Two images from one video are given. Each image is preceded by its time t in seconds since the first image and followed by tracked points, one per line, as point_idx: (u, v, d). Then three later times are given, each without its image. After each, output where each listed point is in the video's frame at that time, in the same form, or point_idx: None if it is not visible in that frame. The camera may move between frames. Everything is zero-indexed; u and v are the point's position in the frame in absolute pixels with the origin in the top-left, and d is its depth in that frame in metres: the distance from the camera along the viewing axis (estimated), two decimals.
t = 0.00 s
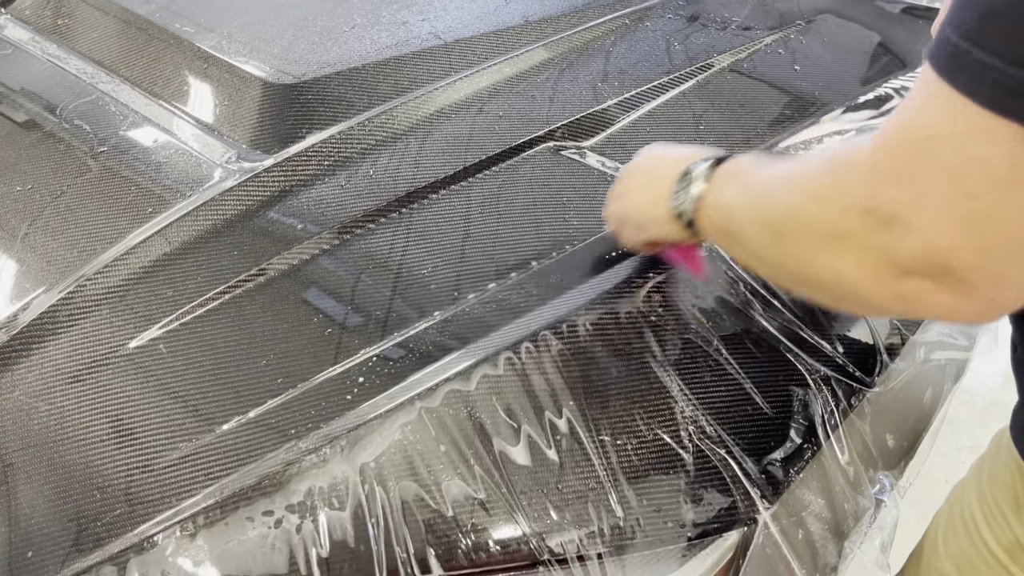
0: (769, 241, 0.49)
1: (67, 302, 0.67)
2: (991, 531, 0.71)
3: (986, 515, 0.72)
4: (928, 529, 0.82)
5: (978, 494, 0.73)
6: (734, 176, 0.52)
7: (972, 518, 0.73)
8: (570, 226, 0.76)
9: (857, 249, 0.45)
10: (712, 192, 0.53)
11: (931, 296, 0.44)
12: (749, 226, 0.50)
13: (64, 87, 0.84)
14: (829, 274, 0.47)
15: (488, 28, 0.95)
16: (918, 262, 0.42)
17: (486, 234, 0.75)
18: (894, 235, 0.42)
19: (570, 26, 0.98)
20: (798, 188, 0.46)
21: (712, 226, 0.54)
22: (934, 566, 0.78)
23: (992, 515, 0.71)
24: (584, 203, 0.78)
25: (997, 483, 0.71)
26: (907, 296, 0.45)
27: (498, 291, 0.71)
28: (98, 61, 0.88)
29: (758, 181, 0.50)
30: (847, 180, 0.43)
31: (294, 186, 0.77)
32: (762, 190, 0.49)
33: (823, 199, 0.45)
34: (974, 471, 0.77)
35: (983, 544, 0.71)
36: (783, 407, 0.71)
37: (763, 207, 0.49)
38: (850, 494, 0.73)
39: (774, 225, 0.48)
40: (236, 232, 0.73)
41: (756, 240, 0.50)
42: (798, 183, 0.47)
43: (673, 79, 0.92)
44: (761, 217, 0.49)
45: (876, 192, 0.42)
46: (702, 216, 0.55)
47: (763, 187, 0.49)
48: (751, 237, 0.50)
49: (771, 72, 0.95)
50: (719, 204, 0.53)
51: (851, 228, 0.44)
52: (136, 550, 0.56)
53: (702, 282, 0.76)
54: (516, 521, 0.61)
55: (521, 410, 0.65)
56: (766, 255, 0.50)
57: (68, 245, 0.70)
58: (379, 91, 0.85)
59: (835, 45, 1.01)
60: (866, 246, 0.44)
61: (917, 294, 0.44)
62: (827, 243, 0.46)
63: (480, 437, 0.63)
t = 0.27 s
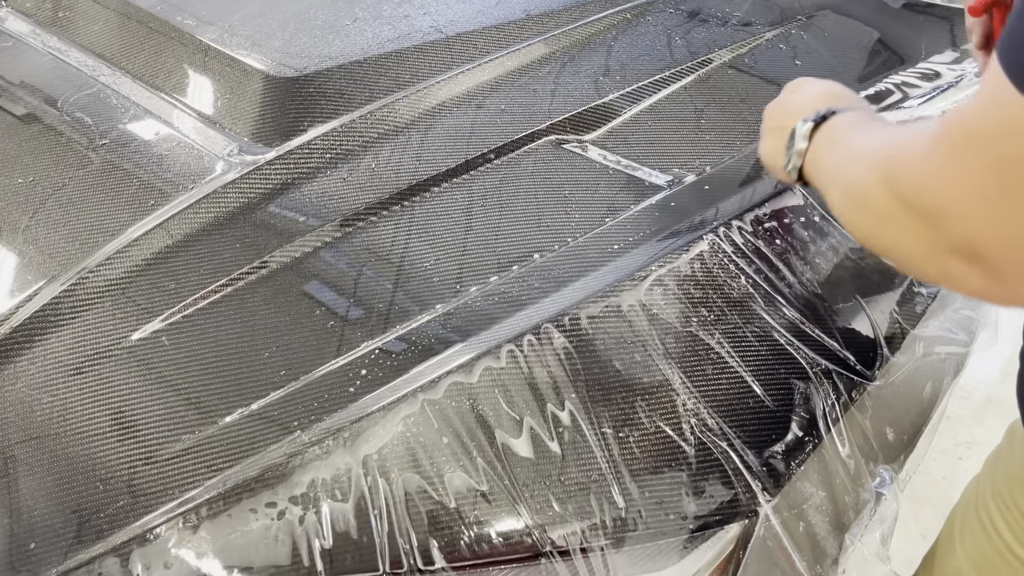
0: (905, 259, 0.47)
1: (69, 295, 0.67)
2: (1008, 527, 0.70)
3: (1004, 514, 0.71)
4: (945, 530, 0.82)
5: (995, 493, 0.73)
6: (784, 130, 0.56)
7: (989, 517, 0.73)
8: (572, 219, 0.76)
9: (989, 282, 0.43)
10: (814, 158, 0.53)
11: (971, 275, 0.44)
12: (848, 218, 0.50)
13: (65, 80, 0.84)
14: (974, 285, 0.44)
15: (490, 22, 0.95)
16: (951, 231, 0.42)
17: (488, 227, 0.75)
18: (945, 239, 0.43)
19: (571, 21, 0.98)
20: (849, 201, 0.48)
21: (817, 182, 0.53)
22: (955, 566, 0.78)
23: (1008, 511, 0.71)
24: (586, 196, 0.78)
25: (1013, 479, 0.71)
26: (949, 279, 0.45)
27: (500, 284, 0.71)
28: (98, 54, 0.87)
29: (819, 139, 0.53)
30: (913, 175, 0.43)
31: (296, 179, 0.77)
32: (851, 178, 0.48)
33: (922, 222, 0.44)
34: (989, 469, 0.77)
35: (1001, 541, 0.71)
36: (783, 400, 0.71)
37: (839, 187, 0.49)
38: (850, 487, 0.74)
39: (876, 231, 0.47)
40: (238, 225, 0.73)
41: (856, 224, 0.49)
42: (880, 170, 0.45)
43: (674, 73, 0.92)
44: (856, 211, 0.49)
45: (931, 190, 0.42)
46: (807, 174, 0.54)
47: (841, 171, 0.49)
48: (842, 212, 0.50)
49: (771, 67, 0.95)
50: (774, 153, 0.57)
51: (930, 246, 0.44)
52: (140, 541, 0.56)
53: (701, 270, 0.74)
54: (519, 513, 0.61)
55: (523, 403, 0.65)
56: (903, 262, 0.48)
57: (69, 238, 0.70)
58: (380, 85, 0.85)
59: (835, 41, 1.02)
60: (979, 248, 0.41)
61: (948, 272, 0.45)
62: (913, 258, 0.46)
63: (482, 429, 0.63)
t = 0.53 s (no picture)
0: (855, 417, 0.44)
1: (69, 289, 0.67)
2: (1000, 515, 0.71)
3: (996, 501, 0.72)
4: (939, 522, 0.82)
5: (989, 481, 0.74)
6: (676, 375, 0.52)
7: (982, 506, 0.74)
8: (571, 215, 0.77)
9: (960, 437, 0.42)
10: (662, 385, 0.53)
11: (932, 434, 0.43)
12: (762, 395, 0.48)
13: (65, 74, 0.84)
14: (924, 441, 0.43)
15: (489, 18, 0.95)
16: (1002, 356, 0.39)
17: (488, 222, 0.75)
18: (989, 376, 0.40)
19: (570, 16, 0.98)
20: (788, 357, 0.46)
21: (691, 414, 0.53)
22: (948, 556, 0.78)
23: (1000, 499, 0.71)
24: (586, 192, 0.79)
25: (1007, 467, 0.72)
26: (884, 436, 0.44)
27: (500, 279, 0.71)
28: (98, 48, 0.87)
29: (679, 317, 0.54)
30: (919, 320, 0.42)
31: (295, 174, 0.77)
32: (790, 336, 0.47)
33: (922, 363, 0.42)
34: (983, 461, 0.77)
35: (992, 528, 0.72)
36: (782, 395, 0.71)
37: (750, 374, 0.48)
38: (848, 481, 0.74)
39: (835, 392, 0.45)
40: (238, 219, 0.73)
41: (802, 406, 0.46)
42: (841, 331, 0.45)
43: (673, 69, 0.92)
44: (785, 401, 0.47)
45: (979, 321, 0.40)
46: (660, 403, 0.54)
47: (759, 357, 0.48)
48: (791, 410, 0.47)
49: (770, 64, 0.95)
50: (669, 381, 0.53)
51: (941, 389, 0.41)
52: (141, 534, 0.56)
53: (700, 266, 0.73)
54: (519, 506, 0.61)
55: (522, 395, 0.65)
56: (823, 440, 0.47)
57: (69, 232, 0.70)
58: (380, 80, 0.85)
59: (833, 38, 1.02)
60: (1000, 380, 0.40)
61: (915, 429, 0.43)
62: (881, 417, 0.44)
63: (482, 423, 0.64)
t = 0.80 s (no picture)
0: (672, 374, 0.42)
1: (62, 284, 0.67)
2: (984, 514, 0.73)
3: (980, 501, 0.73)
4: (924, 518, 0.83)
5: (974, 481, 0.75)
6: (512, 368, 0.51)
7: (968, 505, 0.75)
8: (564, 211, 0.77)
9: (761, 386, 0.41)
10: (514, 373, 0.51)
11: (838, 362, 0.39)
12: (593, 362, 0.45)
13: (58, 70, 0.84)
14: (711, 389, 0.42)
15: (483, 14, 0.95)
16: (795, 283, 0.38)
17: (482, 218, 0.75)
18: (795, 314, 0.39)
19: (564, 13, 0.98)
20: (607, 319, 0.45)
21: (562, 385, 0.48)
22: (933, 552, 0.79)
23: (985, 499, 0.73)
24: (579, 188, 0.79)
25: (991, 467, 0.73)
26: (795, 376, 0.40)
27: (493, 275, 0.72)
28: (91, 44, 0.87)
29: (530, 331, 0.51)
30: (720, 265, 0.41)
31: (289, 170, 0.77)
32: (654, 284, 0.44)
33: (725, 305, 0.40)
34: (967, 460, 0.78)
35: (976, 527, 0.73)
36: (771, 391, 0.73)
37: (575, 361, 0.46)
38: (839, 475, 0.75)
39: (642, 346, 0.43)
40: (231, 215, 0.74)
41: (613, 362, 0.44)
42: (647, 287, 0.44)
43: (666, 65, 0.93)
44: (604, 366, 0.45)
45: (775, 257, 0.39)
46: (485, 401, 0.54)
47: (641, 306, 0.43)
48: (609, 379, 0.45)
49: (762, 61, 0.96)
50: (501, 375, 0.52)
51: (730, 334, 0.40)
52: (135, 529, 0.57)
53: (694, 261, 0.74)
54: (511, 501, 0.62)
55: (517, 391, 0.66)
56: (642, 404, 0.45)
57: (62, 228, 0.70)
58: (373, 76, 0.85)
59: (826, 35, 1.02)
60: (788, 314, 0.39)
61: (779, 375, 0.40)
62: (682, 366, 0.42)
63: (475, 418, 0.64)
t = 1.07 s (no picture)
0: (737, 361, 0.45)
1: (56, 282, 0.67)
2: (979, 473, 0.85)
3: (970, 462, 0.86)
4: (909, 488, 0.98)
5: (965, 445, 0.88)
6: (582, 368, 0.55)
7: (949, 465, 0.90)
8: (558, 208, 0.77)
9: (823, 369, 0.43)
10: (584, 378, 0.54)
11: (908, 341, 0.42)
12: (665, 356, 0.49)
13: (50, 67, 0.84)
14: (778, 373, 0.45)
15: (477, 11, 0.95)
16: (853, 263, 0.41)
17: (476, 215, 0.75)
18: (855, 292, 0.41)
19: (558, 10, 0.98)
20: (678, 316, 0.48)
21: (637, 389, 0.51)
22: (912, 514, 0.93)
23: (978, 456, 0.85)
24: (572, 185, 0.79)
25: (983, 432, 0.86)
26: (867, 360, 0.42)
27: (487, 272, 0.72)
28: (84, 42, 0.87)
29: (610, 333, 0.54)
30: (784, 255, 0.44)
31: (282, 167, 0.77)
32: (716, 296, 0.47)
33: (788, 291, 0.43)
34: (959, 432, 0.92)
35: (971, 488, 0.85)
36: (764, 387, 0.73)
37: (646, 354, 0.50)
38: (831, 470, 0.75)
39: (712, 335, 0.46)
40: (225, 213, 0.74)
41: (683, 355, 0.48)
42: (716, 283, 0.47)
43: (660, 63, 0.93)
44: (671, 360, 0.48)
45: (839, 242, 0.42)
46: (564, 408, 0.57)
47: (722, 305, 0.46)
48: (678, 370, 0.48)
49: (756, 57, 0.96)
50: (573, 375, 0.56)
51: (796, 317, 0.43)
52: (129, 526, 0.57)
53: (687, 258, 0.74)
54: (506, 497, 0.62)
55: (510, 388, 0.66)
56: (709, 391, 0.48)
57: (55, 225, 0.70)
58: (367, 73, 0.85)
59: (819, 32, 1.03)
60: (853, 294, 0.41)
61: (845, 355, 0.42)
62: (745, 352, 0.45)
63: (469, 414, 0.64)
